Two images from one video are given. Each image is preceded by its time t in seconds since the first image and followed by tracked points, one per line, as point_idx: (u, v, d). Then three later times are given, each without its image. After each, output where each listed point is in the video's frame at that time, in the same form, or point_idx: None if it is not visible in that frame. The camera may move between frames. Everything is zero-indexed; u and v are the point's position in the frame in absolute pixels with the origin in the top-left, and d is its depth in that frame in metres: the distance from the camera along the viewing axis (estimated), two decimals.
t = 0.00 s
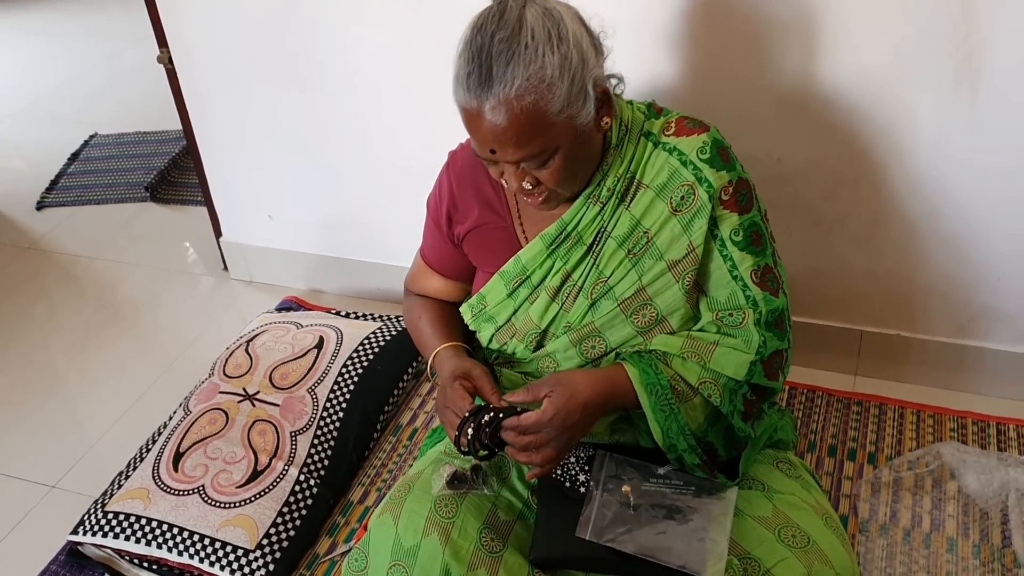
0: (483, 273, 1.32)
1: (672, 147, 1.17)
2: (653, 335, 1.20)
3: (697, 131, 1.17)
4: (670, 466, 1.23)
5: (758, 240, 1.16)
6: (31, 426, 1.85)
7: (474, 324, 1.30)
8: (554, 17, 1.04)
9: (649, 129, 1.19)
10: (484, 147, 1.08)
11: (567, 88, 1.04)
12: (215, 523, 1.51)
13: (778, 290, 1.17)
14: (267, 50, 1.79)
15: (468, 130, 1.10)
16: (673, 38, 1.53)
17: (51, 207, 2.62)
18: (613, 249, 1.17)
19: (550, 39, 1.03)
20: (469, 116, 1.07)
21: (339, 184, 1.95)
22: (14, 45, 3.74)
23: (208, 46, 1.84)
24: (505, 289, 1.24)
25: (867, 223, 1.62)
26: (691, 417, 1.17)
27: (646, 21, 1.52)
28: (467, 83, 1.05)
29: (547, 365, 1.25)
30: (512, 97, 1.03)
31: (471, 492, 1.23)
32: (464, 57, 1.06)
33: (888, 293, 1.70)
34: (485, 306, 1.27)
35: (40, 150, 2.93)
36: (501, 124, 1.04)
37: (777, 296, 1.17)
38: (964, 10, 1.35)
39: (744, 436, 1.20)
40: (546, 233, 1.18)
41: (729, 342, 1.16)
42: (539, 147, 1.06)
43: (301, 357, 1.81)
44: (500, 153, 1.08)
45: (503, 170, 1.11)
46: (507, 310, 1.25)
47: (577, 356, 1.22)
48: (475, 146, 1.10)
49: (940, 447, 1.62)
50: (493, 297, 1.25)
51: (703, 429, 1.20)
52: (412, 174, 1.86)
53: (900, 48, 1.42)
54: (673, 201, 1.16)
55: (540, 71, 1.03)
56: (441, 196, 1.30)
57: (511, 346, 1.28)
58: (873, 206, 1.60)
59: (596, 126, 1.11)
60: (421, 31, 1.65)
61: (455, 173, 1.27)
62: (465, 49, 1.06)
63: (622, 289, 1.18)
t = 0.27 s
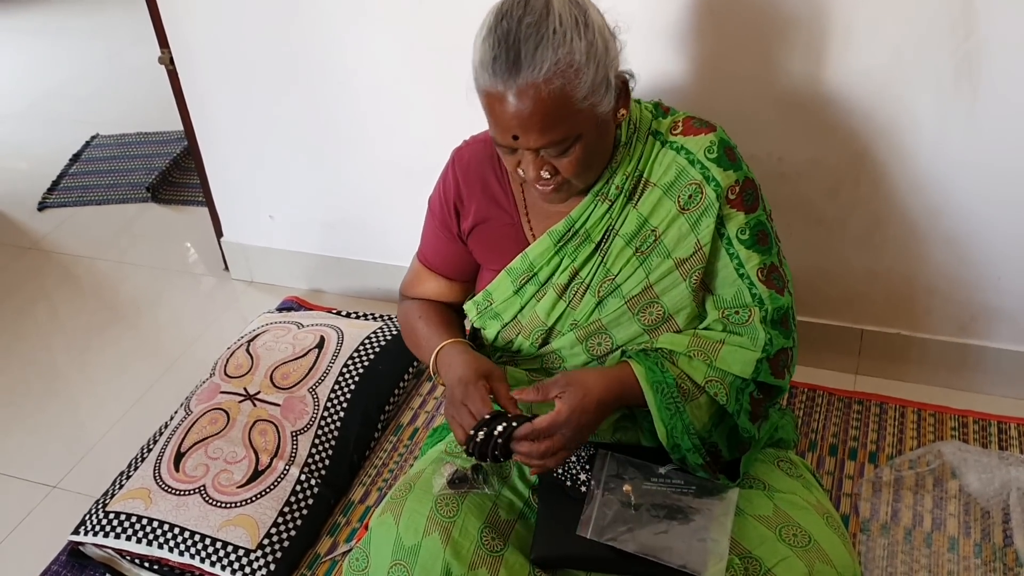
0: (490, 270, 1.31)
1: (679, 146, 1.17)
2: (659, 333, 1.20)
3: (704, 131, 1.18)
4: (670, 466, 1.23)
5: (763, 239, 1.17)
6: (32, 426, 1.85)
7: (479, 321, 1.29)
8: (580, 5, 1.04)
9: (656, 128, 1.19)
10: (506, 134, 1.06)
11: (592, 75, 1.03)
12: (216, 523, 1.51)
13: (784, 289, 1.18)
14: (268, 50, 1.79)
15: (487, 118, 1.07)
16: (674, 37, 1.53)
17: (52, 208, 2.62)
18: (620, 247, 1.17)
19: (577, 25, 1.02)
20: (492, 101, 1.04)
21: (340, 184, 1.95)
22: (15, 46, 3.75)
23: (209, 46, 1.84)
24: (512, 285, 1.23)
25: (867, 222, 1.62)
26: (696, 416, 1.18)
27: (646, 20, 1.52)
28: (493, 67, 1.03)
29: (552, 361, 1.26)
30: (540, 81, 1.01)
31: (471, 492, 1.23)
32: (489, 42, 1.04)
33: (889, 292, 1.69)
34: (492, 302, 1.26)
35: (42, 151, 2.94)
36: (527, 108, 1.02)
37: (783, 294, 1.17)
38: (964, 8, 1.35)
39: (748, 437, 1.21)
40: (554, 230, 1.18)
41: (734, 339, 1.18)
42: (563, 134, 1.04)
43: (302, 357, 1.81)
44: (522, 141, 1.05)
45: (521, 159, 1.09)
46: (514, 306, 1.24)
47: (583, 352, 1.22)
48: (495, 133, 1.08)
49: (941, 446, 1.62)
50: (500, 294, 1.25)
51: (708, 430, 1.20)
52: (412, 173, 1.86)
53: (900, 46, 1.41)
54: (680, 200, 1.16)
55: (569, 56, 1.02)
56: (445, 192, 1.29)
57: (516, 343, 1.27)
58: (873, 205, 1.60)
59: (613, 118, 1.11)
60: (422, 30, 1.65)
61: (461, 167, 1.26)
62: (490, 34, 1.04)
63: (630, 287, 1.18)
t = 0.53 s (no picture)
0: (498, 266, 1.30)
1: (696, 148, 1.18)
2: (670, 334, 1.21)
3: (720, 134, 1.19)
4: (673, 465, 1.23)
5: (776, 242, 1.19)
6: (36, 426, 1.85)
7: (487, 315, 1.27)
8: None
9: (674, 129, 1.20)
10: (549, 119, 1.04)
11: (637, 65, 1.04)
12: (219, 522, 1.51)
13: (794, 293, 1.20)
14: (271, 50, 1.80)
15: (529, 103, 1.05)
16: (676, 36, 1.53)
17: (55, 208, 2.63)
18: (635, 246, 1.17)
19: (625, 15, 1.03)
20: (540, 85, 1.03)
21: (343, 184, 1.95)
22: (18, 46, 3.76)
23: (212, 46, 1.84)
24: (526, 280, 1.22)
25: (869, 221, 1.63)
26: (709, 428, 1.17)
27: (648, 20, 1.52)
28: (543, 50, 1.01)
29: (561, 357, 1.26)
30: (592, 67, 1.01)
31: (474, 491, 1.23)
32: (538, 25, 1.02)
33: (891, 290, 1.70)
34: (503, 296, 1.24)
35: (44, 151, 2.94)
36: (578, 93, 1.01)
37: (794, 298, 1.19)
38: (965, 8, 1.35)
39: (758, 447, 1.21)
40: (570, 226, 1.17)
41: (747, 344, 1.19)
42: (608, 121, 1.04)
43: (305, 356, 1.81)
44: (567, 127, 1.04)
45: (559, 147, 1.08)
46: (526, 301, 1.23)
47: (593, 347, 1.23)
48: (536, 119, 1.06)
49: (943, 444, 1.62)
50: (512, 288, 1.23)
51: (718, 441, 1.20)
52: (414, 172, 1.87)
53: (900, 46, 1.42)
54: (697, 202, 1.17)
55: (619, 43, 1.02)
56: (457, 183, 1.26)
57: (525, 338, 1.27)
58: (875, 204, 1.60)
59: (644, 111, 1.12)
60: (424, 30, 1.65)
61: (477, 158, 1.24)
62: (536, 18, 1.03)
63: (643, 286, 1.19)
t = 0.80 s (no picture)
0: (512, 263, 1.30)
1: (713, 149, 1.19)
2: (684, 333, 1.22)
3: (737, 136, 1.20)
4: (678, 466, 1.23)
5: (791, 245, 1.20)
6: (37, 426, 1.86)
7: (500, 312, 1.28)
8: None
9: (691, 130, 1.21)
10: (576, 111, 1.05)
11: (665, 60, 1.06)
12: (221, 521, 1.52)
13: (808, 295, 1.21)
14: (272, 50, 1.80)
15: (554, 95, 1.06)
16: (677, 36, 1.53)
17: (55, 208, 2.63)
18: (652, 246, 1.18)
19: (655, 10, 1.05)
20: (569, 74, 1.03)
21: (344, 184, 1.96)
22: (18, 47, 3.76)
23: (213, 46, 1.85)
24: (540, 277, 1.22)
25: (869, 221, 1.63)
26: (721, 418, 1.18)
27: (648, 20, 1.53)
28: (573, 40, 1.03)
29: (573, 355, 1.26)
30: (622, 58, 1.02)
31: (476, 491, 1.23)
32: (568, 16, 1.03)
33: (891, 290, 1.70)
34: (517, 293, 1.25)
35: (45, 151, 2.95)
36: (607, 83, 1.02)
37: (807, 300, 1.20)
38: (965, 8, 1.36)
39: (766, 444, 1.21)
40: (585, 224, 1.18)
41: (761, 343, 1.19)
42: (634, 114, 1.05)
43: (306, 356, 1.82)
44: (593, 118, 1.05)
45: (583, 140, 1.08)
46: (540, 299, 1.23)
47: (606, 347, 1.23)
48: (562, 111, 1.06)
49: (943, 443, 1.63)
50: (526, 285, 1.24)
51: (727, 434, 1.20)
52: (414, 172, 1.87)
53: (901, 47, 1.42)
54: (713, 203, 1.18)
55: (649, 36, 1.03)
56: (471, 182, 1.27)
57: (537, 336, 1.26)
58: (876, 204, 1.61)
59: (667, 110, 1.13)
60: (425, 31, 1.66)
61: (491, 156, 1.25)
62: (565, 9, 1.04)
63: (658, 285, 1.19)
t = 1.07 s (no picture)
0: (511, 265, 1.29)
1: (710, 145, 1.20)
2: (685, 329, 1.22)
3: (732, 131, 1.21)
4: (678, 467, 1.23)
5: (789, 237, 1.21)
6: (38, 425, 1.86)
7: (501, 314, 1.28)
8: None
9: (687, 127, 1.22)
10: (571, 112, 1.05)
11: (658, 60, 1.06)
12: (221, 521, 1.52)
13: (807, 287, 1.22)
14: (273, 50, 1.80)
15: (548, 97, 1.06)
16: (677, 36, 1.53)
17: (56, 208, 2.63)
18: (651, 242, 1.18)
19: (647, 10, 1.05)
20: (562, 76, 1.04)
21: (344, 184, 1.96)
22: (19, 47, 3.76)
23: (214, 46, 1.85)
24: (540, 277, 1.22)
25: (870, 221, 1.63)
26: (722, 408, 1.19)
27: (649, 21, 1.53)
28: (566, 42, 1.03)
29: (574, 353, 1.25)
30: (615, 59, 1.02)
31: (477, 491, 1.24)
32: (560, 18, 1.04)
33: (891, 291, 1.70)
34: (518, 294, 1.25)
35: (45, 151, 2.95)
36: (600, 85, 1.02)
37: (806, 292, 1.21)
38: (964, 9, 1.36)
39: (768, 436, 1.22)
40: (584, 223, 1.18)
41: (761, 335, 1.20)
42: (629, 115, 1.05)
43: (306, 356, 1.82)
44: (588, 120, 1.05)
45: (578, 141, 1.08)
46: (541, 299, 1.23)
47: (608, 345, 1.23)
48: (557, 113, 1.06)
49: (943, 444, 1.63)
50: (526, 286, 1.24)
51: (728, 425, 1.21)
52: (415, 172, 1.87)
53: (901, 47, 1.43)
54: (711, 197, 1.18)
55: (641, 37, 1.04)
56: (469, 188, 1.27)
57: (539, 336, 1.25)
58: (876, 205, 1.61)
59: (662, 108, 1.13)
60: (426, 31, 1.66)
61: (488, 160, 1.25)
62: (558, 11, 1.04)
63: (658, 281, 1.19)
